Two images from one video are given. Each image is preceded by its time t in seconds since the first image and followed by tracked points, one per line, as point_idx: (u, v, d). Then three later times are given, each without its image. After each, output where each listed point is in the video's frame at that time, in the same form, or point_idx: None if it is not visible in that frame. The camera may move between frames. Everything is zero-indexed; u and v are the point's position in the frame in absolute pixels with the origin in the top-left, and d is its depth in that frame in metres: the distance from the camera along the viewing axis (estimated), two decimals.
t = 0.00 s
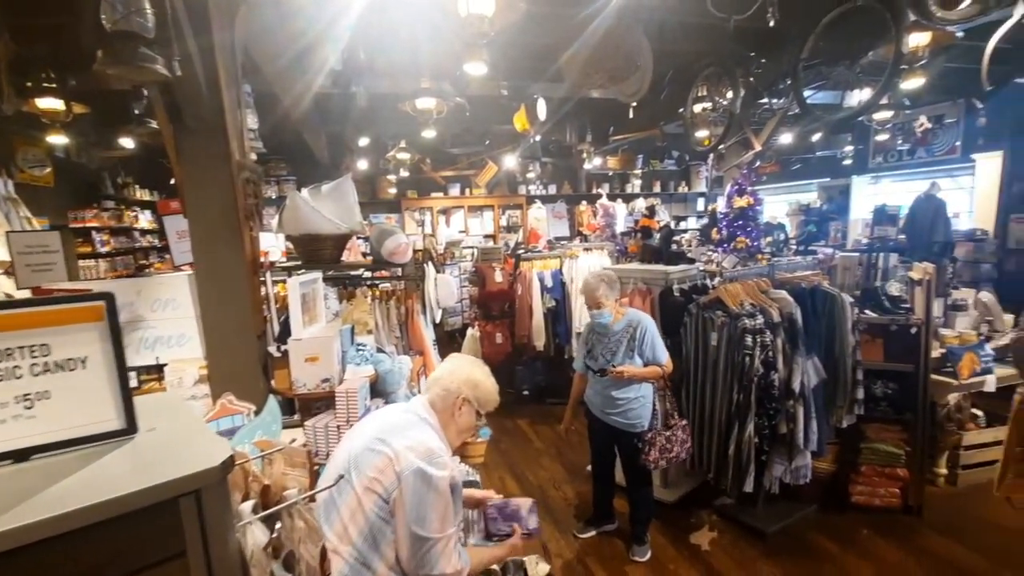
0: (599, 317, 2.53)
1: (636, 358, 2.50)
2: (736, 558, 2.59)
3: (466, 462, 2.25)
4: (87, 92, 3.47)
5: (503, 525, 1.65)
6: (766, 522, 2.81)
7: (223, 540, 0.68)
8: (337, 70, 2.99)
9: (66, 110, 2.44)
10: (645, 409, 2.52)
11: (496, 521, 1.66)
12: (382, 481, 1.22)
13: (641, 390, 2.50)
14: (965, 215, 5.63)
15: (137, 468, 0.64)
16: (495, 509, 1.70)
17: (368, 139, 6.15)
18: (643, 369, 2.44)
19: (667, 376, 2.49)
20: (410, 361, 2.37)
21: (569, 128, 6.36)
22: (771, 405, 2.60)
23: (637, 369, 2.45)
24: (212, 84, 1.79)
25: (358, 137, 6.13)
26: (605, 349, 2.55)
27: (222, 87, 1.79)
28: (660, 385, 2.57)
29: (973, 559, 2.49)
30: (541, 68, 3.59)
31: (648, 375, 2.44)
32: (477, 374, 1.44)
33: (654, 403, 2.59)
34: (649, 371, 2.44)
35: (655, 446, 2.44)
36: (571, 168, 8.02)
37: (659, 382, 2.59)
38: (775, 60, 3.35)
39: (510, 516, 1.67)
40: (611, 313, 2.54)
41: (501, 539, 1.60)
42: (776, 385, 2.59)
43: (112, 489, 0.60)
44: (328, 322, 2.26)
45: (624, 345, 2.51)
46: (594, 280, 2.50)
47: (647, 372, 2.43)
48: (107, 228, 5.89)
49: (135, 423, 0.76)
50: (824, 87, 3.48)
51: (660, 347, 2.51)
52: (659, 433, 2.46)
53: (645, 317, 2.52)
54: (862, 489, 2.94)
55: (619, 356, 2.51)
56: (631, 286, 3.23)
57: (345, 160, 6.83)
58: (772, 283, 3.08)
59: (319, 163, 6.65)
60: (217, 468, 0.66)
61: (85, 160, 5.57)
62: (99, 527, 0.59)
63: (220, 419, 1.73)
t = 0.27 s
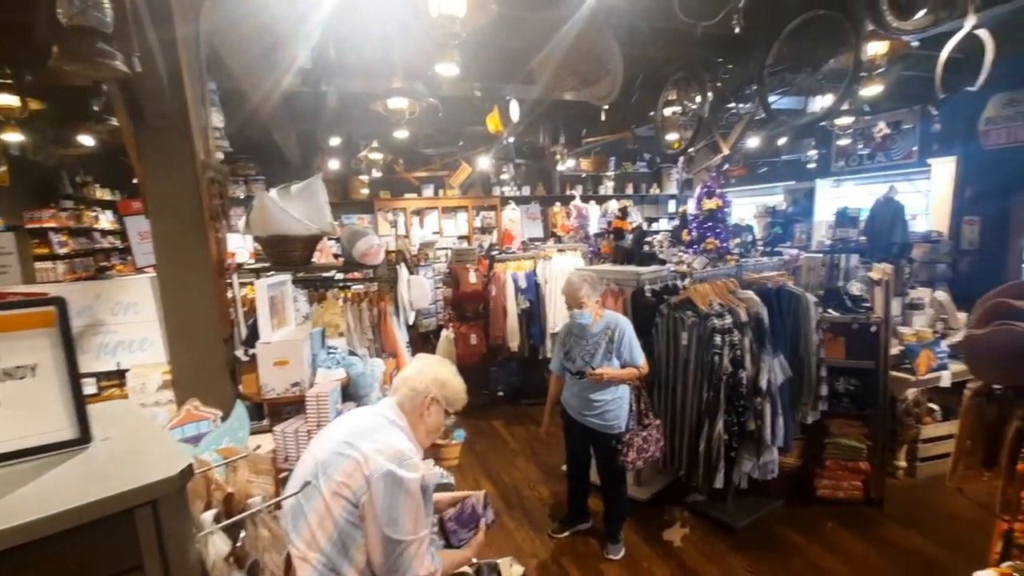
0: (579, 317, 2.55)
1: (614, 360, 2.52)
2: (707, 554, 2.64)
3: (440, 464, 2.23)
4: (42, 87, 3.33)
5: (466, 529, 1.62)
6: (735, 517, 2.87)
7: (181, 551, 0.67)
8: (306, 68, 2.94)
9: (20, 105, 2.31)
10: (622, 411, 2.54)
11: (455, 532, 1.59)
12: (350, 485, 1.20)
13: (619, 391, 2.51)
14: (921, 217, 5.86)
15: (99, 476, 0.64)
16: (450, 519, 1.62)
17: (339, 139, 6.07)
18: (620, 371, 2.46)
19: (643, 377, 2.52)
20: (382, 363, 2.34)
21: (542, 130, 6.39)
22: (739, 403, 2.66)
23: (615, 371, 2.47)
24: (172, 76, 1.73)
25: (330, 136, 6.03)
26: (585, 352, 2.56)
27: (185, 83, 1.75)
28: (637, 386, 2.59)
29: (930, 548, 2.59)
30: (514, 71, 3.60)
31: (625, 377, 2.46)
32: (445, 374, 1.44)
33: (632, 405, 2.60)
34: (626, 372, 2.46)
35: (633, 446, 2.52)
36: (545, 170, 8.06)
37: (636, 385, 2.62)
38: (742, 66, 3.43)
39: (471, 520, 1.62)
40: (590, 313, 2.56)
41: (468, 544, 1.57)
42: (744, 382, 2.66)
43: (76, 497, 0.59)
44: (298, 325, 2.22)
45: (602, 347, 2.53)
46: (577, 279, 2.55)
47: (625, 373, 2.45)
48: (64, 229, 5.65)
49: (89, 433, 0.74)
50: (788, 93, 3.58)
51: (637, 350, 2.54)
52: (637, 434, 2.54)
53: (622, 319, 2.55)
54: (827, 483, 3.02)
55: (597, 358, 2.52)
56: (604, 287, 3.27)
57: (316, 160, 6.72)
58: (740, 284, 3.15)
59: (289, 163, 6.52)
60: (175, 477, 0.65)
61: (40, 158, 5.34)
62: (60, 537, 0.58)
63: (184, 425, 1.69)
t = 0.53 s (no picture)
0: (570, 317, 2.53)
1: (604, 364, 2.53)
2: (690, 552, 2.67)
3: (424, 468, 2.22)
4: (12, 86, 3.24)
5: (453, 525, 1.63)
6: (717, 516, 2.90)
7: (156, 562, 0.66)
8: (286, 69, 2.91)
9: None
10: (610, 414, 2.55)
11: (443, 525, 1.62)
12: (331, 494, 1.20)
13: (608, 395, 2.53)
14: (895, 219, 6.00)
15: (77, 483, 0.63)
16: (438, 513, 1.64)
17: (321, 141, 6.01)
18: (609, 375, 2.48)
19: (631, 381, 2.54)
20: (365, 367, 2.32)
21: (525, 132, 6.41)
22: (720, 402, 2.70)
23: (604, 375, 2.48)
24: (147, 74, 1.69)
25: (311, 137, 5.97)
26: (575, 355, 2.55)
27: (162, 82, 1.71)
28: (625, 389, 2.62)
29: (906, 542, 2.65)
30: (497, 73, 3.60)
31: (614, 380, 2.48)
32: (430, 377, 1.44)
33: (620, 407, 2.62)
34: (615, 376, 2.49)
35: (620, 448, 2.54)
36: (528, 172, 8.08)
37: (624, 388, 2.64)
38: (720, 70, 3.48)
39: (458, 515, 1.64)
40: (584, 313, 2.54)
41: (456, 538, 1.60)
42: (725, 381, 2.70)
43: (56, 504, 0.59)
44: (278, 329, 2.19)
45: (592, 351, 2.54)
46: (574, 278, 2.54)
47: (614, 377, 2.48)
48: (36, 232, 5.49)
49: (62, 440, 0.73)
50: (766, 97, 3.64)
51: (626, 353, 2.56)
52: (624, 437, 2.56)
53: (612, 323, 2.56)
54: (806, 480, 3.08)
55: (589, 362, 2.53)
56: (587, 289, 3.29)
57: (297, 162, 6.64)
58: (720, 285, 3.20)
59: (270, 164, 6.43)
60: (150, 486, 0.64)
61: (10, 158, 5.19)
62: (39, 544, 0.58)
63: (162, 432, 1.65)
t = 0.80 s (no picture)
0: (554, 319, 2.55)
1: (589, 368, 2.55)
2: (670, 550, 2.70)
3: (405, 471, 2.21)
4: None
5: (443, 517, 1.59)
6: (696, 513, 2.94)
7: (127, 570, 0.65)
8: (262, 69, 2.87)
9: None
10: (593, 416, 2.58)
11: (432, 522, 1.57)
12: (316, 505, 1.18)
13: (591, 397, 2.55)
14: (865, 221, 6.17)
15: (44, 491, 0.62)
16: (426, 506, 1.60)
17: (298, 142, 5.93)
18: (593, 378, 2.50)
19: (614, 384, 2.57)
20: (343, 370, 2.29)
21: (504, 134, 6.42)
22: (697, 401, 2.75)
23: (588, 378, 2.51)
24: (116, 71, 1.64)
25: (287, 138, 5.89)
26: (559, 358, 2.56)
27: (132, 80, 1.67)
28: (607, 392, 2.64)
29: (877, 535, 2.72)
30: (476, 76, 3.61)
31: (598, 383, 2.51)
32: (415, 380, 1.43)
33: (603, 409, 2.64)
34: (599, 379, 2.51)
35: (601, 450, 2.53)
36: (507, 174, 8.09)
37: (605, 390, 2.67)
38: (695, 75, 3.54)
39: (446, 509, 1.60)
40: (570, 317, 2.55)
41: (445, 534, 1.56)
42: (702, 381, 2.74)
43: (33, 510, 0.58)
44: (255, 332, 2.16)
45: (577, 354, 2.55)
46: (562, 279, 2.56)
47: (597, 380, 2.50)
48: None
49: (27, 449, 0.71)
50: (740, 102, 3.71)
51: (609, 357, 2.58)
52: (605, 439, 2.55)
53: (597, 326, 2.58)
54: (782, 476, 3.14)
55: (573, 365, 2.54)
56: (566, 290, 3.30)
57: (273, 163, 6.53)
58: (697, 286, 3.25)
59: (245, 166, 6.33)
60: (121, 493, 0.63)
61: None
62: (17, 551, 0.57)
63: (134, 439, 1.64)
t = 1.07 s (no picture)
0: (536, 320, 2.55)
1: (570, 369, 2.55)
2: (652, 549, 2.72)
3: (386, 476, 2.19)
4: None
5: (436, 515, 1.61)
6: (676, 512, 2.98)
7: None
8: (237, 68, 2.82)
9: None
10: (574, 418, 2.58)
11: (426, 519, 1.60)
12: (303, 509, 1.18)
13: (571, 399, 2.55)
14: (839, 223, 6.31)
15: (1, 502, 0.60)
16: (418, 503, 1.63)
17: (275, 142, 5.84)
18: (574, 380, 2.51)
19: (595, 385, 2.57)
20: (323, 374, 2.25)
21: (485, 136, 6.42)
22: (677, 401, 2.78)
23: (569, 379, 2.51)
24: (86, 67, 1.60)
25: (265, 139, 5.79)
26: (540, 360, 2.56)
27: (103, 77, 1.63)
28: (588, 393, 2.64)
29: (853, 530, 2.78)
30: (456, 77, 3.60)
31: (580, 384, 2.51)
32: (396, 381, 1.39)
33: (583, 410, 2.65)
34: (580, 381, 2.52)
35: (583, 453, 2.55)
36: (489, 176, 8.09)
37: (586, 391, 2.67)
38: (673, 79, 3.59)
39: (440, 506, 1.63)
40: (550, 319, 2.56)
41: (439, 530, 1.58)
42: (681, 381, 2.77)
43: None
44: (231, 336, 2.12)
45: (558, 356, 2.54)
46: (543, 281, 2.56)
47: (578, 381, 2.51)
48: None
49: None
50: (717, 106, 3.77)
51: (591, 358, 2.58)
52: (587, 441, 2.57)
53: (578, 327, 2.58)
54: (760, 474, 3.19)
55: (553, 366, 2.54)
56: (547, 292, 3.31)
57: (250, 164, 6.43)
58: (676, 287, 3.28)
59: (221, 167, 6.22)
60: (82, 504, 0.62)
61: None
62: None
63: (105, 446, 1.62)
